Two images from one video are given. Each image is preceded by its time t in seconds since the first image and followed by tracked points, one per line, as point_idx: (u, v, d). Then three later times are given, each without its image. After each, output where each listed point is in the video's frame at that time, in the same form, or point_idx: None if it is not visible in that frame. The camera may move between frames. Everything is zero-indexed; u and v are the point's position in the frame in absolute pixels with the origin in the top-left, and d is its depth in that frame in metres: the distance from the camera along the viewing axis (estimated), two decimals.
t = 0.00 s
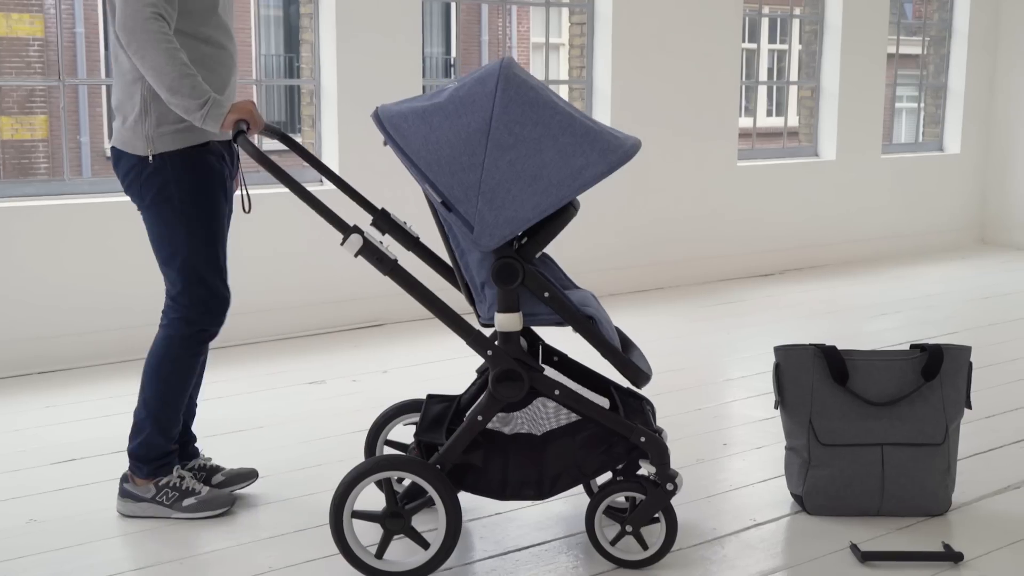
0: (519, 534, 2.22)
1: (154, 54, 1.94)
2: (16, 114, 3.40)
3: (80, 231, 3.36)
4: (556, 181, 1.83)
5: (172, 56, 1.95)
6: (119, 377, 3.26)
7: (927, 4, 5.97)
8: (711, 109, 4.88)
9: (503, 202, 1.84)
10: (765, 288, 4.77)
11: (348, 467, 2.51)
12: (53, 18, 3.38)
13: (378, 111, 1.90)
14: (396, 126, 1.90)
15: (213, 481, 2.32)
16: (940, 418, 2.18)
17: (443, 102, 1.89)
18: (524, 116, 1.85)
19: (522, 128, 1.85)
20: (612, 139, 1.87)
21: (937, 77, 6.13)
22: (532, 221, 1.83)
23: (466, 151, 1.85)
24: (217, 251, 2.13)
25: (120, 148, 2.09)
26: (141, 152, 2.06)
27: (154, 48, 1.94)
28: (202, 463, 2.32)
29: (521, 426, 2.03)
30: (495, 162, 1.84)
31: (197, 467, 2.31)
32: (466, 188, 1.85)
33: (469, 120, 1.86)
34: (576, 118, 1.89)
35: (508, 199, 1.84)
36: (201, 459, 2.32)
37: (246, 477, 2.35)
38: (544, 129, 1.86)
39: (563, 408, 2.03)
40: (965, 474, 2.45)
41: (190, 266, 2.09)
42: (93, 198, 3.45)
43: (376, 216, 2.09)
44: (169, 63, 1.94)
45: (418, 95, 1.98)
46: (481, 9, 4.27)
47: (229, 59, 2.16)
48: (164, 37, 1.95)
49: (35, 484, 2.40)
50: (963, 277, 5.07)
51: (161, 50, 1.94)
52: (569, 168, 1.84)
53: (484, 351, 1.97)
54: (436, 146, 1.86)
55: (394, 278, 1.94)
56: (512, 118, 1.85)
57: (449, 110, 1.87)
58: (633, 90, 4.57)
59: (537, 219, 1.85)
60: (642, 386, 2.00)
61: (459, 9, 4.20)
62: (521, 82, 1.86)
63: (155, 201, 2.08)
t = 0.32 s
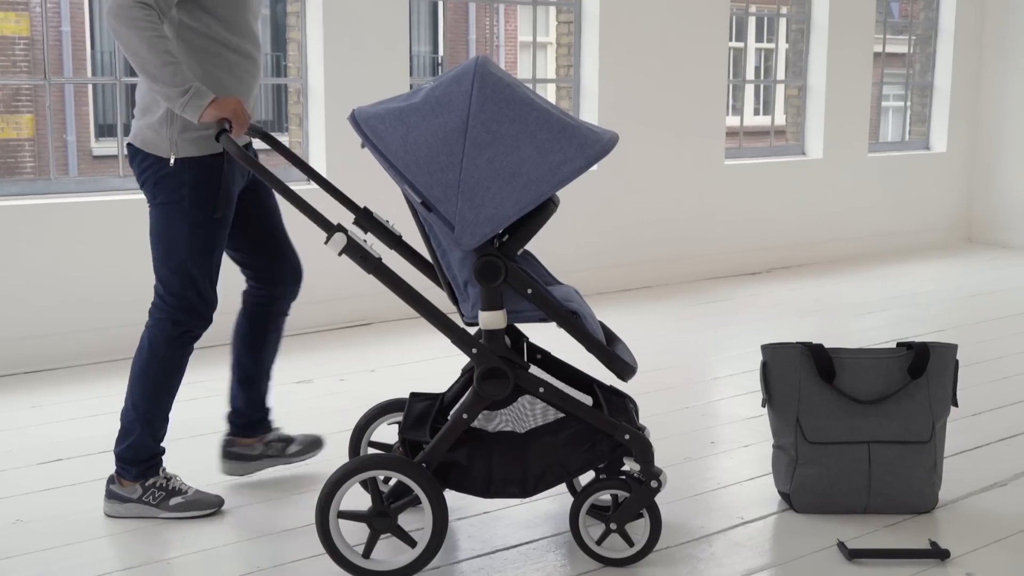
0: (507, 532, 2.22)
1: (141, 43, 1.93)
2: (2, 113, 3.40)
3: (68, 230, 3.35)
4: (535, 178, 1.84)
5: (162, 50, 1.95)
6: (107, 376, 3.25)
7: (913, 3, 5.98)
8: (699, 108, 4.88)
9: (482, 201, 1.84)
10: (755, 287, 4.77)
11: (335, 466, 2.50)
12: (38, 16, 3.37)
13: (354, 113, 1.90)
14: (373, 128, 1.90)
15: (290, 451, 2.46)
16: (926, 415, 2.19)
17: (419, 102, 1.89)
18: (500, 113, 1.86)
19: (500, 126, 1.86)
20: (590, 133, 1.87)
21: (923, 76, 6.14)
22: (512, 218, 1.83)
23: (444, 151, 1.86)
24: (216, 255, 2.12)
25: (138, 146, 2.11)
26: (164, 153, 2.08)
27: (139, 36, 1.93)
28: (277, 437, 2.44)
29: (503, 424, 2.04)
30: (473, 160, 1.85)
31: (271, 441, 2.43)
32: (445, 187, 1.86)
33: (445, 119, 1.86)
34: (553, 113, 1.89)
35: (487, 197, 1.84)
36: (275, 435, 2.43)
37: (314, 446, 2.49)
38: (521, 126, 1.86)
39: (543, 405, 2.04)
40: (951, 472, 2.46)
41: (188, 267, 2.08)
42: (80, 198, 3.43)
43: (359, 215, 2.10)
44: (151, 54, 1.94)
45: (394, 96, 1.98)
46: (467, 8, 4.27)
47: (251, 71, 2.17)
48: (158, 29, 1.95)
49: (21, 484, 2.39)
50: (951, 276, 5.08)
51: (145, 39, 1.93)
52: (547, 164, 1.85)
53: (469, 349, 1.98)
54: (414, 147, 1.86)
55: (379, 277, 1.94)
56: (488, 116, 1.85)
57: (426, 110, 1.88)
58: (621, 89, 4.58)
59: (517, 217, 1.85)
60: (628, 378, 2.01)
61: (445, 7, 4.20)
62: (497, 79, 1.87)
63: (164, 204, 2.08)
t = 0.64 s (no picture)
0: (496, 532, 2.22)
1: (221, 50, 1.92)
2: None
3: (57, 230, 3.34)
4: (525, 179, 1.84)
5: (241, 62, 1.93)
6: (95, 377, 3.25)
7: (900, 4, 6.01)
8: (688, 108, 4.89)
9: (473, 202, 1.84)
10: (744, 286, 4.79)
11: (325, 466, 2.50)
12: (25, 16, 3.38)
13: (345, 112, 1.90)
14: (364, 127, 1.89)
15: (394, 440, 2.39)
16: (914, 415, 2.20)
17: (411, 102, 1.89)
18: (492, 114, 1.86)
19: (491, 127, 1.86)
20: (581, 135, 1.87)
21: (910, 76, 6.16)
22: (503, 219, 1.84)
23: (435, 151, 1.86)
24: (271, 264, 2.09)
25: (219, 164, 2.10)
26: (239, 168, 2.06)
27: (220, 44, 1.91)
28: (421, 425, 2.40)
29: (493, 423, 2.06)
30: (464, 161, 1.85)
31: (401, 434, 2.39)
32: (435, 187, 1.86)
33: (437, 120, 1.86)
34: (544, 114, 1.89)
35: (478, 198, 1.85)
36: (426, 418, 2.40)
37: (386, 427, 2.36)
38: (512, 127, 1.86)
39: (536, 405, 2.05)
40: (939, 471, 2.47)
41: (237, 269, 2.06)
42: (65, 199, 3.42)
43: (347, 215, 2.07)
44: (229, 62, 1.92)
45: (386, 96, 1.98)
46: (456, 8, 4.28)
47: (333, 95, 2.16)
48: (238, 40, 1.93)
49: (9, 485, 2.39)
50: (939, 275, 5.10)
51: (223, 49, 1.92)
52: (539, 165, 1.85)
53: (458, 349, 1.98)
54: (405, 147, 1.86)
55: (368, 277, 1.94)
56: (480, 116, 1.85)
57: (417, 110, 1.88)
58: (610, 89, 4.58)
59: (507, 218, 1.86)
60: (617, 380, 2.01)
61: (434, 8, 4.21)
62: (488, 80, 1.87)
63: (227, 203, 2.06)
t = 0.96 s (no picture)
0: (480, 533, 2.22)
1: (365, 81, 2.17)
2: None
3: (39, 231, 3.33)
4: (507, 179, 1.85)
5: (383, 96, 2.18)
6: (78, 378, 3.24)
7: (882, 4, 6.02)
8: (672, 108, 4.90)
9: (455, 202, 1.85)
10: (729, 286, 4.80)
11: (309, 467, 2.50)
12: (7, 16, 3.37)
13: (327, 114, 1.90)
14: (346, 128, 1.89)
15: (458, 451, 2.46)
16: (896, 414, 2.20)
17: (392, 102, 1.88)
18: (474, 114, 1.85)
19: (472, 126, 1.85)
20: (563, 134, 1.87)
21: (892, 76, 6.18)
22: (485, 219, 1.84)
23: (417, 151, 1.86)
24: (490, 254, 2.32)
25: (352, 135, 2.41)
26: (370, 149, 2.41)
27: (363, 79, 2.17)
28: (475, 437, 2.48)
29: (476, 423, 2.06)
30: (446, 161, 1.85)
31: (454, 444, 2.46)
32: (417, 188, 1.86)
33: (418, 120, 1.86)
34: (526, 113, 1.88)
35: (460, 198, 1.85)
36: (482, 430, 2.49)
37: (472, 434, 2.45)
38: (493, 127, 1.86)
39: (519, 405, 2.05)
40: (920, 469, 2.48)
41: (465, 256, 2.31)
42: (50, 199, 3.42)
43: (331, 216, 2.10)
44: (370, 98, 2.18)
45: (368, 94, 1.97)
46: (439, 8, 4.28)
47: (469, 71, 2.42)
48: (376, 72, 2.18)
49: None
50: (922, 275, 5.11)
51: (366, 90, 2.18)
52: (521, 165, 1.85)
53: (441, 349, 1.98)
54: (388, 148, 1.86)
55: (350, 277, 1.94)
56: (462, 116, 1.85)
57: (399, 111, 1.87)
58: (594, 89, 4.59)
59: (490, 217, 1.87)
60: (600, 379, 2.02)
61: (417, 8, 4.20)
62: (470, 80, 1.86)
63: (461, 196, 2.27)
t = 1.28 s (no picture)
0: (469, 533, 2.21)
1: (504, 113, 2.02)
2: None
3: (26, 232, 3.32)
4: (496, 179, 1.84)
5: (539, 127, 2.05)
6: (67, 378, 3.23)
7: (870, 4, 6.04)
8: (661, 108, 4.91)
9: (444, 202, 1.84)
10: (718, 286, 4.81)
11: (299, 467, 2.50)
12: None
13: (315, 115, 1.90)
14: (335, 128, 1.89)
15: (660, 457, 2.30)
16: (885, 414, 2.20)
17: (381, 104, 1.89)
18: (462, 114, 1.86)
19: (460, 127, 1.85)
20: (552, 134, 1.87)
21: (880, 77, 6.20)
22: (474, 218, 1.84)
23: (406, 151, 1.86)
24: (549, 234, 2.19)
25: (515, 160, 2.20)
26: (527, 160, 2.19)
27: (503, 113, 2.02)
28: (649, 438, 2.31)
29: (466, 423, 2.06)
30: (435, 161, 1.85)
31: (642, 445, 2.31)
32: (406, 188, 1.86)
33: (407, 121, 1.86)
34: (515, 114, 1.89)
35: (449, 198, 1.85)
36: (647, 434, 2.31)
37: (690, 439, 2.30)
38: (482, 127, 1.86)
39: (508, 406, 2.05)
40: (908, 469, 2.48)
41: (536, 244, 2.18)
42: (40, 199, 3.42)
43: (319, 216, 2.09)
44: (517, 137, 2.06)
45: (357, 97, 1.98)
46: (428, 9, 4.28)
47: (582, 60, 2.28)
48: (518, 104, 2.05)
49: None
50: (910, 275, 5.13)
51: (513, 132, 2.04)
52: (509, 166, 1.85)
53: (431, 350, 1.98)
54: (376, 148, 1.86)
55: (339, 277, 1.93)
56: (450, 116, 1.85)
57: (388, 112, 1.87)
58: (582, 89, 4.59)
59: (479, 218, 1.86)
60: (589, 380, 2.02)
61: (405, 8, 4.20)
62: (459, 80, 1.86)
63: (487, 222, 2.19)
